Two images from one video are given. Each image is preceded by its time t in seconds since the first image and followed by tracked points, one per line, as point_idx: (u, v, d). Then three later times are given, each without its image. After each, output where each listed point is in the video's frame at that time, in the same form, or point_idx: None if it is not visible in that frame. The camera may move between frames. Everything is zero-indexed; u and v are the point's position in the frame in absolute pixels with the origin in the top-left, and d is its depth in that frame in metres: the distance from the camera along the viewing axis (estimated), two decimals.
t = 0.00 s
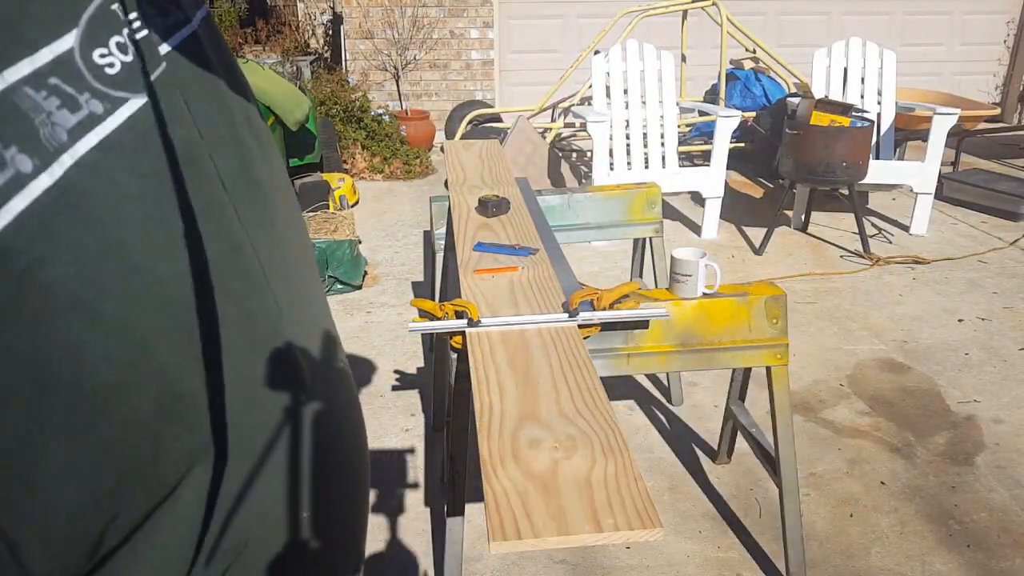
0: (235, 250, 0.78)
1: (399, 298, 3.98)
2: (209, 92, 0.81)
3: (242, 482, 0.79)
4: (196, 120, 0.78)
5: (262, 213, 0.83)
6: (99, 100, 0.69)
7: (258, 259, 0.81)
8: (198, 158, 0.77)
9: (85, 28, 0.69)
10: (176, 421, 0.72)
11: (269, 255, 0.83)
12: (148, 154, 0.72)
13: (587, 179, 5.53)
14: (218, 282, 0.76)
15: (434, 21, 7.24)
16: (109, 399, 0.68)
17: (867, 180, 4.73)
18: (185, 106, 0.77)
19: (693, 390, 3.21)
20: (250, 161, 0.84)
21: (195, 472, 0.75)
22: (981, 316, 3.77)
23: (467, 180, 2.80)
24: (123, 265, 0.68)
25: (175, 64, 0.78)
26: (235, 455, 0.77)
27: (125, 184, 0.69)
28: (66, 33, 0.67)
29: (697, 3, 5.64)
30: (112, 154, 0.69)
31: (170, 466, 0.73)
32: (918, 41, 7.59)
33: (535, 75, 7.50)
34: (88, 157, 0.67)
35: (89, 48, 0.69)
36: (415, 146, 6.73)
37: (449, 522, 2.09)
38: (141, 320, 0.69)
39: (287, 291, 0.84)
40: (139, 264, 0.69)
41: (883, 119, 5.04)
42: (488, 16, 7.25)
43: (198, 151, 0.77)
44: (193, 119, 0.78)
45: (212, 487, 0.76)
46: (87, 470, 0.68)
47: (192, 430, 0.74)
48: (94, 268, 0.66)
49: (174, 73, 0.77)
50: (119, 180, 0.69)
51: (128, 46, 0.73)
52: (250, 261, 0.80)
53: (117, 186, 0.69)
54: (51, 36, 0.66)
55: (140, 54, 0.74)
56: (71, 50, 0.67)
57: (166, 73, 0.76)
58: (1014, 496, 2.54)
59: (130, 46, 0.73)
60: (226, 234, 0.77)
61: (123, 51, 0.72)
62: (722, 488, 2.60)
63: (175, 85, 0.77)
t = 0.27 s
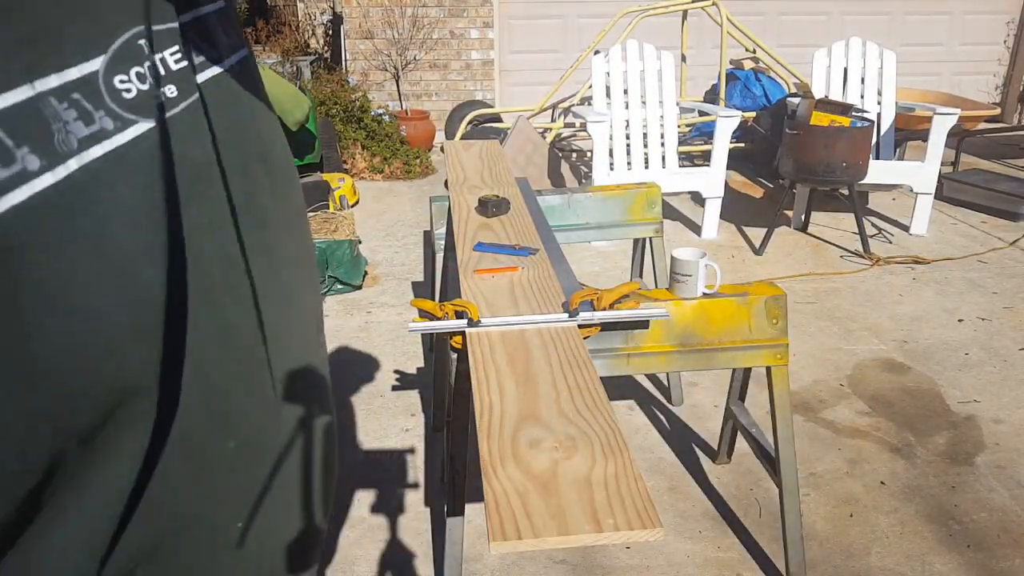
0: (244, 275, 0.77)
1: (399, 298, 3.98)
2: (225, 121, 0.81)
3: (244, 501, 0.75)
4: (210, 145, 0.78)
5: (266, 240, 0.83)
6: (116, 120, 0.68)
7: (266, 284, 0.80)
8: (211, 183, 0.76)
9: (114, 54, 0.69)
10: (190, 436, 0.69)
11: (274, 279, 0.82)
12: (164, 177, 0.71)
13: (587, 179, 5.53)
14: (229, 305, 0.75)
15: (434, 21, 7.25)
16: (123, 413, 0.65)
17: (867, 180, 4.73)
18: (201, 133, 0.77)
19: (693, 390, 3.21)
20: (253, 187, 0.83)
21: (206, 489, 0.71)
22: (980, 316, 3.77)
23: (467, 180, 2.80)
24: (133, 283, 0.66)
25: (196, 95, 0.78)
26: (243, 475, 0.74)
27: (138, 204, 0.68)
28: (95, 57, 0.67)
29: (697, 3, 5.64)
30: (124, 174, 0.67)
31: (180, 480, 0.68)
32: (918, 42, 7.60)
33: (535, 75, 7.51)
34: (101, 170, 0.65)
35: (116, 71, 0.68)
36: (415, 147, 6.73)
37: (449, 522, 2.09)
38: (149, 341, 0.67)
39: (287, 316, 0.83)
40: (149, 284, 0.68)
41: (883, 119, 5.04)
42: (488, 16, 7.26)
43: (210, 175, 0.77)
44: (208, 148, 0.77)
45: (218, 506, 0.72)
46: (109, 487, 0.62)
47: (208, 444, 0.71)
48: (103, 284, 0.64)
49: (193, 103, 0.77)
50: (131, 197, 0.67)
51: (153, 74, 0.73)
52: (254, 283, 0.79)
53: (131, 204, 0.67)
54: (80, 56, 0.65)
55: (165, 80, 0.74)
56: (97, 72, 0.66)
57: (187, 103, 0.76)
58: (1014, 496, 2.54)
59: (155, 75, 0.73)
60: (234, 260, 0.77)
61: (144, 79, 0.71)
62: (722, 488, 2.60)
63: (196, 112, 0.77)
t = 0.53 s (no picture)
0: (228, 291, 0.74)
1: (399, 298, 3.98)
2: (240, 125, 0.76)
3: (182, 518, 0.73)
4: (212, 147, 0.73)
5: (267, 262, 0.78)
6: (77, 85, 0.64)
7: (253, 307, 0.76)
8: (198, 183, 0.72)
9: (95, 25, 0.66)
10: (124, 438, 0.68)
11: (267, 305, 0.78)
12: (128, 161, 0.67)
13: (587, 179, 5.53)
14: (202, 320, 0.71)
15: (434, 21, 7.25)
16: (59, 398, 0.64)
17: (868, 180, 4.73)
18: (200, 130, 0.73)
19: (693, 390, 3.21)
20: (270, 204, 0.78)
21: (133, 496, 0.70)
22: (981, 316, 3.77)
23: (467, 180, 2.80)
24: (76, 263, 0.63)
25: (206, 92, 0.74)
26: (183, 494, 0.73)
27: (89, 180, 0.64)
28: (67, 21, 0.64)
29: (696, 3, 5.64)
30: (72, 142, 0.63)
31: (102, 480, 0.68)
32: (917, 42, 7.60)
33: (535, 75, 7.51)
34: (47, 125, 0.61)
35: (88, 40, 0.65)
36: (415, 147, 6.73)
37: (449, 522, 2.09)
38: (96, 330, 0.65)
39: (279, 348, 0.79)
40: (101, 273, 0.65)
41: (883, 119, 5.04)
42: (488, 16, 7.26)
43: (199, 177, 0.72)
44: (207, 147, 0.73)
45: (144, 518, 0.71)
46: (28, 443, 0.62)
47: (155, 429, 0.69)
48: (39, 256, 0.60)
49: (201, 99, 0.74)
50: (77, 168, 0.63)
51: (142, 55, 0.69)
52: (241, 282, 0.74)
53: (78, 179, 0.63)
54: (54, 15, 0.63)
55: (156, 62, 0.70)
56: (67, 35, 0.64)
57: (191, 99, 0.73)
58: (1015, 496, 2.54)
59: (148, 56, 0.70)
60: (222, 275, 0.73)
61: (124, 56, 0.68)
62: (722, 488, 2.60)
63: (202, 109, 0.73)
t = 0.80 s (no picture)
0: (220, 273, 0.74)
1: (399, 298, 3.98)
2: (234, 123, 0.77)
3: (143, 499, 0.70)
4: (201, 139, 0.74)
5: (253, 257, 0.77)
6: (55, 72, 0.67)
7: (235, 294, 0.75)
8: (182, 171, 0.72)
9: (84, 21, 0.69)
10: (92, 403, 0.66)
11: (249, 293, 0.77)
12: (104, 141, 0.68)
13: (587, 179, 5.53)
14: (182, 300, 0.71)
15: (434, 21, 7.25)
16: (30, 353, 0.63)
17: (868, 180, 4.73)
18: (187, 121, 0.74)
19: (693, 390, 3.21)
20: (259, 203, 0.79)
21: (97, 466, 0.67)
22: (981, 316, 3.77)
23: (467, 180, 2.80)
24: (45, 227, 0.63)
25: (204, 92, 0.76)
26: (149, 471, 0.70)
27: (61, 151, 0.65)
28: (54, 13, 0.67)
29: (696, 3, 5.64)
30: (41, 115, 0.65)
31: (68, 442, 0.66)
32: (917, 42, 7.60)
33: (535, 75, 7.51)
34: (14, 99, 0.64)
35: (72, 34, 0.68)
36: (415, 147, 6.73)
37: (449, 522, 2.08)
38: (70, 296, 0.64)
39: (264, 343, 0.79)
40: (75, 245, 0.65)
41: (883, 119, 5.04)
42: (488, 16, 7.26)
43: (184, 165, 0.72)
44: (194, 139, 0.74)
45: (104, 493, 0.68)
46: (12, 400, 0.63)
47: (146, 401, 0.69)
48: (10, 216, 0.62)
49: (194, 97, 0.75)
50: (46, 137, 0.65)
51: (131, 51, 0.72)
52: (233, 264, 0.75)
53: (51, 148, 0.65)
54: (41, 7, 0.66)
55: (141, 61, 0.72)
56: (51, 26, 0.67)
57: (181, 94, 0.74)
58: (1015, 496, 2.54)
59: (136, 53, 0.72)
60: (204, 260, 0.73)
61: (111, 51, 0.70)
62: (722, 488, 2.60)
63: (194, 104, 0.75)
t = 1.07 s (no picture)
0: (217, 271, 0.74)
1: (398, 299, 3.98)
2: (239, 120, 0.76)
3: (132, 486, 0.71)
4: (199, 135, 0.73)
5: (252, 255, 0.77)
6: (51, 71, 0.67)
7: (231, 290, 0.75)
8: (176, 168, 0.72)
9: (85, 22, 0.70)
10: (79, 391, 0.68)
11: (247, 290, 0.77)
12: (97, 137, 0.68)
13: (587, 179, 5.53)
14: (177, 298, 0.71)
15: (434, 21, 7.25)
16: (20, 346, 0.64)
17: (867, 180, 4.73)
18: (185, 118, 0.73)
19: (693, 390, 3.22)
20: (263, 203, 0.78)
21: (83, 452, 0.69)
22: (981, 316, 3.77)
23: (467, 180, 2.80)
24: (31, 221, 0.64)
25: (210, 91, 0.75)
26: (134, 460, 0.71)
27: (53, 146, 0.66)
28: (53, 14, 0.68)
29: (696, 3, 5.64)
30: (32, 113, 0.65)
31: (54, 429, 0.67)
32: (917, 42, 7.60)
33: (535, 75, 7.51)
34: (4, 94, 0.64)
35: (72, 34, 0.69)
36: (415, 147, 6.73)
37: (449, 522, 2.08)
38: (61, 292, 0.66)
39: (262, 338, 0.79)
40: (64, 243, 0.65)
41: (883, 119, 5.04)
42: (488, 16, 7.26)
43: (180, 161, 0.72)
44: (192, 135, 0.73)
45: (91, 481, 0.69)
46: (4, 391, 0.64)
47: (139, 395, 0.70)
48: None
49: (195, 94, 0.74)
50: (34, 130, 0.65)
51: (132, 51, 0.72)
52: (234, 263, 0.75)
53: (43, 144, 0.65)
54: (39, 8, 0.67)
55: (143, 61, 0.72)
56: (49, 27, 0.67)
57: (183, 92, 0.74)
58: (1014, 496, 2.54)
59: (137, 52, 0.72)
60: (200, 259, 0.72)
61: (110, 49, 0.70)
62: (722, 488, 2.60)
63: (195, 102, 0.74)
